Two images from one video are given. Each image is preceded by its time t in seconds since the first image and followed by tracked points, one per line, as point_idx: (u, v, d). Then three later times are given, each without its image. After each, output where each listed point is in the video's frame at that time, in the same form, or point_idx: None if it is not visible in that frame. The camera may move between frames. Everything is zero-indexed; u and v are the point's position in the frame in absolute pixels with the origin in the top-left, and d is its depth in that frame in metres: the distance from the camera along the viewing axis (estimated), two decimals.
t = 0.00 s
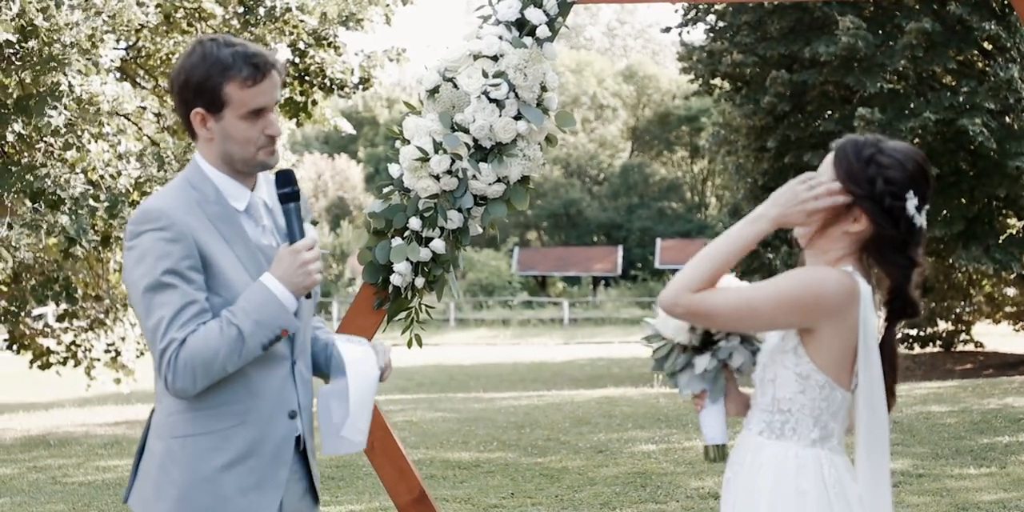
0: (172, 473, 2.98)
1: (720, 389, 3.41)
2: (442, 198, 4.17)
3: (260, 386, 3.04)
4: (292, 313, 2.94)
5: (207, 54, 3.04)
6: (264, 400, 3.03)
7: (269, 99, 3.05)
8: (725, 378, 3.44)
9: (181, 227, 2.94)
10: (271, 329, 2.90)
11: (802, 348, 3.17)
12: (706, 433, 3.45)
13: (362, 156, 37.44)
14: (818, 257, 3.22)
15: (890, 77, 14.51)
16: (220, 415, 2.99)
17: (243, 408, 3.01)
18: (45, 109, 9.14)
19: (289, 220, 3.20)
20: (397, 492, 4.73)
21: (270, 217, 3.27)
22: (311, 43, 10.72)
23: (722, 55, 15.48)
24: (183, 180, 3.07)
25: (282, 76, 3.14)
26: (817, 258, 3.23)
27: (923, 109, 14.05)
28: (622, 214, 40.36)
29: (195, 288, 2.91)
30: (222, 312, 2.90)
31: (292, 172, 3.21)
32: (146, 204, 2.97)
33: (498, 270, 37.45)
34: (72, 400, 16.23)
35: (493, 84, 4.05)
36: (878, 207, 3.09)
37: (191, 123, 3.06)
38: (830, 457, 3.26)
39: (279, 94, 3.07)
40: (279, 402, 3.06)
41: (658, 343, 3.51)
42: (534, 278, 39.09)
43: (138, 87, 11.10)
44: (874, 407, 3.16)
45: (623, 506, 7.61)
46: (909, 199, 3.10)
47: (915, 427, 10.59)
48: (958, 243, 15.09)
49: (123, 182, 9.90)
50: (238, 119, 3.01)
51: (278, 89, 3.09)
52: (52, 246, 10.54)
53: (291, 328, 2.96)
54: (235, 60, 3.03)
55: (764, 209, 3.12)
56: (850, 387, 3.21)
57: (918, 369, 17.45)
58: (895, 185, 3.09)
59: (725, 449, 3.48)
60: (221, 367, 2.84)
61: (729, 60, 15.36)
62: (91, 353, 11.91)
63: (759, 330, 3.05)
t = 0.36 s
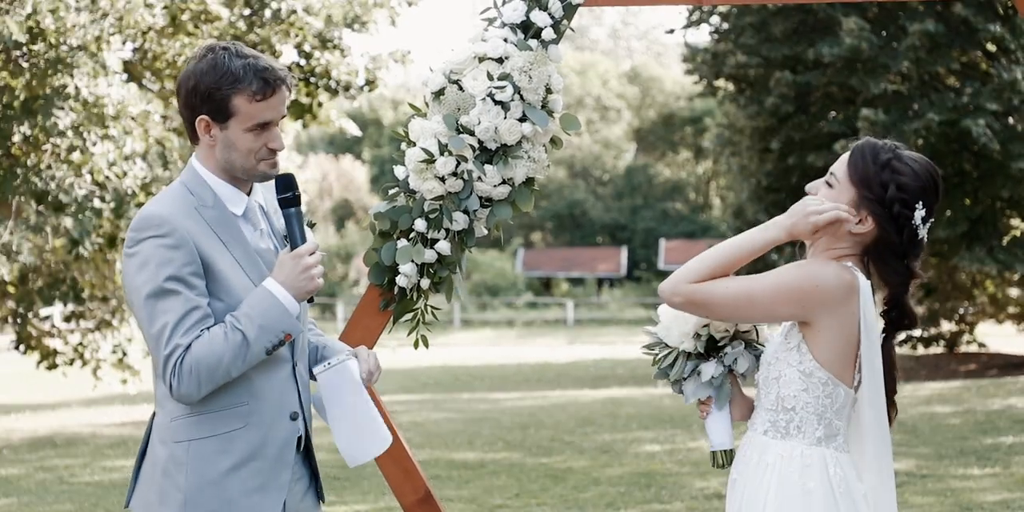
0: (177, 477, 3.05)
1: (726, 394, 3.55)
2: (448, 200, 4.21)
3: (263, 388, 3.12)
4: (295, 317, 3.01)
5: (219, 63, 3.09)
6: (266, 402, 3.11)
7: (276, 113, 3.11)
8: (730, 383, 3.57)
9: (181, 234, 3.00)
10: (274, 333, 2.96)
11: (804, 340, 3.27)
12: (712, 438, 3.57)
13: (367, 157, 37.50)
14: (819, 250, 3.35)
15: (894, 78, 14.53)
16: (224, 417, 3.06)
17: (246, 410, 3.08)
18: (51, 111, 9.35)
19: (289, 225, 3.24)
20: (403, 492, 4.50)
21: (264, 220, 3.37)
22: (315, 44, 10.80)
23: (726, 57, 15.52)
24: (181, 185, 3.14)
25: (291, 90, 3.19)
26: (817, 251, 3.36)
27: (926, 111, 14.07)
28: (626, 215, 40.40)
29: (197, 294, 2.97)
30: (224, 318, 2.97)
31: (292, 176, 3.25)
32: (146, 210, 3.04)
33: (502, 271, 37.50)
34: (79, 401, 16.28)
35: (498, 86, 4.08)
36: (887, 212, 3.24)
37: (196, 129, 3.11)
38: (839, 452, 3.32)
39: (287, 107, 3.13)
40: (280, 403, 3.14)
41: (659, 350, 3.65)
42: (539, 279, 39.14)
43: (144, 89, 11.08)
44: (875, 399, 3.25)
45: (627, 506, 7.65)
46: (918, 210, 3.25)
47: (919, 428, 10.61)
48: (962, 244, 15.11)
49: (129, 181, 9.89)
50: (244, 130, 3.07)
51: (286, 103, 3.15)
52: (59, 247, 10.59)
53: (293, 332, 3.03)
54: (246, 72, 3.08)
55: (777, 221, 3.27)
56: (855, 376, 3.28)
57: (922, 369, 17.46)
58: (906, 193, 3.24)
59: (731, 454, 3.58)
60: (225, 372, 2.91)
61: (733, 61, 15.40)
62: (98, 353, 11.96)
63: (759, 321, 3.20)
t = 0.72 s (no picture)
0: (192, 475, 3.09)
1: (728, 396, 3.54)
2: (453, 202, 4.22)
3: (275, 386, 3.14)
4: (303, 314, 3.02)
5: (228, 64, 3.12)
6: (279, 399, 3.14)
7: (287, 111, 3.13)
8: (731, 385, 3.58)
9: (189, 233, 3.04)
10: (282, 331, 2.98)
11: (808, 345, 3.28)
12: (716, 440, 3.54)
13: (372, 158, 37.55)
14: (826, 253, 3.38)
15: (899, 79, 14.52)
16: (237, 416, 3.09)
17: (258, 408, 3.11)
18: (59, 113, 9.46)
19: (297, 223, 3.18)
20: (408, 492, 4.49)
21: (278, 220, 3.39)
22: (321, 45, 10.75)
23: (731, 58, 15.53)
24: (192, 185, 3.18)
25: (301, 89, 3.22)
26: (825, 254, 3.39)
27: (931, 112, 14.05)
28: (631, 216, 40.41)
29: (205, 292, 3.01)
30: (232, 315, 3.00)
31: (300, 174, 3.18)
32: (156, 210, 3.08)
33: (507, 272, 37.50)
34: (84, 402, 16.28)
35: (503, 87, 4.09)
36: (892, 215, 3.25)
37: (208, 129, 3.15)
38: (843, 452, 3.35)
39: (297, 106, 3.14)
40: (294, 400, 3.16)
41: (662, 354, 3.69)
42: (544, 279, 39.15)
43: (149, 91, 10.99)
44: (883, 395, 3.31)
45: (632, 508, 7.66)
46: (923, 214, 3.26)
47: (924, 429, 10.59)
48: (967, 245, 15.09)
49: (135, 184, 9.93)
50: (254, 129, 3.10)
51: (297, 102, 3.17)
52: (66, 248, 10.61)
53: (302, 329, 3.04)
54: (255, 71, 3.11)
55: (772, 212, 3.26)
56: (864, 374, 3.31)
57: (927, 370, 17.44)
58: (912, 196, 3.25)
59: (735, 457, 3.56)
60: (233, 370, 2.94)
61: (738, 62, 15.40)
62: (104, 354, 11.97)
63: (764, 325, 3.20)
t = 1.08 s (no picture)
0: (216, 472, 3.17)
1: (729, 399, 3.56)
2: (458, 203, 4.23)
3: (297, 383, 3.20)
4: (320, 310, 3.06)
5: (241, 62, 3.18)
6: (300, 396, 3.20)
7: (301, 107, 3.18)
8: (733, 389, 3.59)
9: (208, 232, 3.11)
10: (299, 326, 3.02)
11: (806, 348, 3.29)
12: (717, 443, 3.57)
13: (377, 158, 37.57)
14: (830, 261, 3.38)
15: (904, 79, 14.50)
16: (260, 412, 3.16)
17: (280, 405, 3.17)
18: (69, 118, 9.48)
19: (313, 219, 3.25)
20: (412, 493, 4.26)
21: (300, 220, 3.41)
22: (326, 46, 10.72)
23: (736, 58, 15.53)
24: (214, 187, 3.24)
25: (315, 86, 3.27)
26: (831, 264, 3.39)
27: (936, 112, 14.04)
28: (636, 216, 40.42)
29: (224, 289, 3.07)
30: (250, 312, 3.05)
31: (316, 171, 3.25)
32: (177, 210, 3.16)
33: (512, 272, 37.51)
34: (90, 402, 16.30)
35: (508, 89, 4.10)
36: (893, 220, 3.26)
37: (226, 128, 3.21)
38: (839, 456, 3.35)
39: (310, 101, 3.19)
40: (315, 398, 3.22)
41: (665, 356, 3.67)
42: (549, 280, 39.16)
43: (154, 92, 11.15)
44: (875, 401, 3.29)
45: (637, 508, 7.67)
46: (923, 217, 3.27)
47: (930, 430, 10.58)
48: (972, 245, 15.09)
49: (143, 185, 10.12)
50: (269, 126, 3.15)
51: (310, 98, 3.22)
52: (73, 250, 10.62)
53: (319, 325, 3.08)
54: (268, 67, 3.17)
55: (775, 203, 3.29)
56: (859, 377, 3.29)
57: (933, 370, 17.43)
58: (911, 201, 3.26)
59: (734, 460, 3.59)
60: (251, 366, 2.99)
61: (743, 62, 15.41)
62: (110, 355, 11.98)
63: (761, 323, 3.22)
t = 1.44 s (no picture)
0: (236, 469, 3.18)
1: (731, 397, 3.55)
2: (465, 204, 4.23)
3: (318, 382, 3.21)
4: (338, 308, 3.05)
5: (263, 62, 3.19)
6: (320, 396, 3.21)
7: (321, 106, 3.17)
8: (734, 387, 3.58)
9: (231, 230, 3.13)
10: (317, 324, 3.02)
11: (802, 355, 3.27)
12: (719, 442, 3.55)
13: (383, 159, 37.60)
14: (808, 255, 3.36)
15: (911, 79, 14.48)
16: (279, 410, 3.17)
17: (301, 404, 3.18)
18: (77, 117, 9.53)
19: (335, 218, 3.23)
20: (420, 492, 4.24)
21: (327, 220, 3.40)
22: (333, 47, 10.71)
23: (743, 59, 15.53)
24: (242, 186, 3.26)
25: (337, 84, 3.27)
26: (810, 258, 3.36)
27: (943, 113, 14.01)
28: (642, 217, 40.42)
29: (246, 287, 3.10)
30: (271, 310, 3.06)
31: (338, 169, 3.21)
32: (204, 208, 3.19)
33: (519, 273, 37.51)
34: (97, 403, 16.34)
35: (515, 90, 4.10)
36: (859, 207, 3.24)
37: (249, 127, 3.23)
38: (843, 451, 3.32)
39: (331, 100, 3.19)
40: (336, 397, 3.23)
41: (666, 355, 3.68)
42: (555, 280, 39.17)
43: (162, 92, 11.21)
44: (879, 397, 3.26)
45: (643, 508, 7.67)
46: (890, 201, 3.24)
47: (937, 431, 10.55)
48: (980, 246, 15.06)
49: (151, 186, 10.04)
50: (290, 125, 3.15)
51: (332, 96, 3.22)
52: (81, 250, 10.64)
53: (338, 323, 3.07)
54: (287, 66, 3.17)
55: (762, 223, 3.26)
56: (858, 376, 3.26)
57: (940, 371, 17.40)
58: (877, 186, 3.24)
59: (739, 459, 3.55)
60: (270, 364, 3.00)
61: (749, 63, 15.41)
62: (117, 356, 12.00)
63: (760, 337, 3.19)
